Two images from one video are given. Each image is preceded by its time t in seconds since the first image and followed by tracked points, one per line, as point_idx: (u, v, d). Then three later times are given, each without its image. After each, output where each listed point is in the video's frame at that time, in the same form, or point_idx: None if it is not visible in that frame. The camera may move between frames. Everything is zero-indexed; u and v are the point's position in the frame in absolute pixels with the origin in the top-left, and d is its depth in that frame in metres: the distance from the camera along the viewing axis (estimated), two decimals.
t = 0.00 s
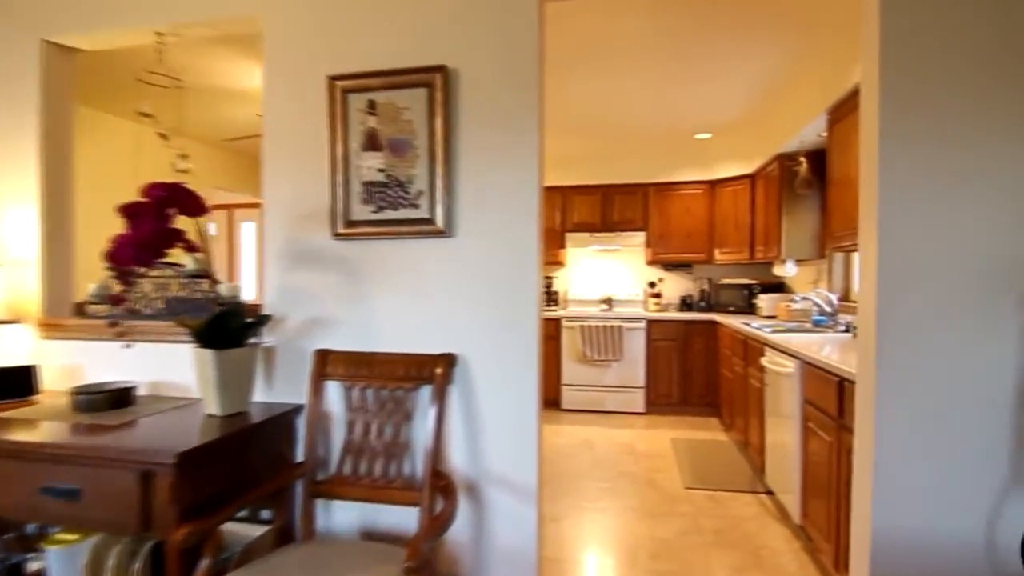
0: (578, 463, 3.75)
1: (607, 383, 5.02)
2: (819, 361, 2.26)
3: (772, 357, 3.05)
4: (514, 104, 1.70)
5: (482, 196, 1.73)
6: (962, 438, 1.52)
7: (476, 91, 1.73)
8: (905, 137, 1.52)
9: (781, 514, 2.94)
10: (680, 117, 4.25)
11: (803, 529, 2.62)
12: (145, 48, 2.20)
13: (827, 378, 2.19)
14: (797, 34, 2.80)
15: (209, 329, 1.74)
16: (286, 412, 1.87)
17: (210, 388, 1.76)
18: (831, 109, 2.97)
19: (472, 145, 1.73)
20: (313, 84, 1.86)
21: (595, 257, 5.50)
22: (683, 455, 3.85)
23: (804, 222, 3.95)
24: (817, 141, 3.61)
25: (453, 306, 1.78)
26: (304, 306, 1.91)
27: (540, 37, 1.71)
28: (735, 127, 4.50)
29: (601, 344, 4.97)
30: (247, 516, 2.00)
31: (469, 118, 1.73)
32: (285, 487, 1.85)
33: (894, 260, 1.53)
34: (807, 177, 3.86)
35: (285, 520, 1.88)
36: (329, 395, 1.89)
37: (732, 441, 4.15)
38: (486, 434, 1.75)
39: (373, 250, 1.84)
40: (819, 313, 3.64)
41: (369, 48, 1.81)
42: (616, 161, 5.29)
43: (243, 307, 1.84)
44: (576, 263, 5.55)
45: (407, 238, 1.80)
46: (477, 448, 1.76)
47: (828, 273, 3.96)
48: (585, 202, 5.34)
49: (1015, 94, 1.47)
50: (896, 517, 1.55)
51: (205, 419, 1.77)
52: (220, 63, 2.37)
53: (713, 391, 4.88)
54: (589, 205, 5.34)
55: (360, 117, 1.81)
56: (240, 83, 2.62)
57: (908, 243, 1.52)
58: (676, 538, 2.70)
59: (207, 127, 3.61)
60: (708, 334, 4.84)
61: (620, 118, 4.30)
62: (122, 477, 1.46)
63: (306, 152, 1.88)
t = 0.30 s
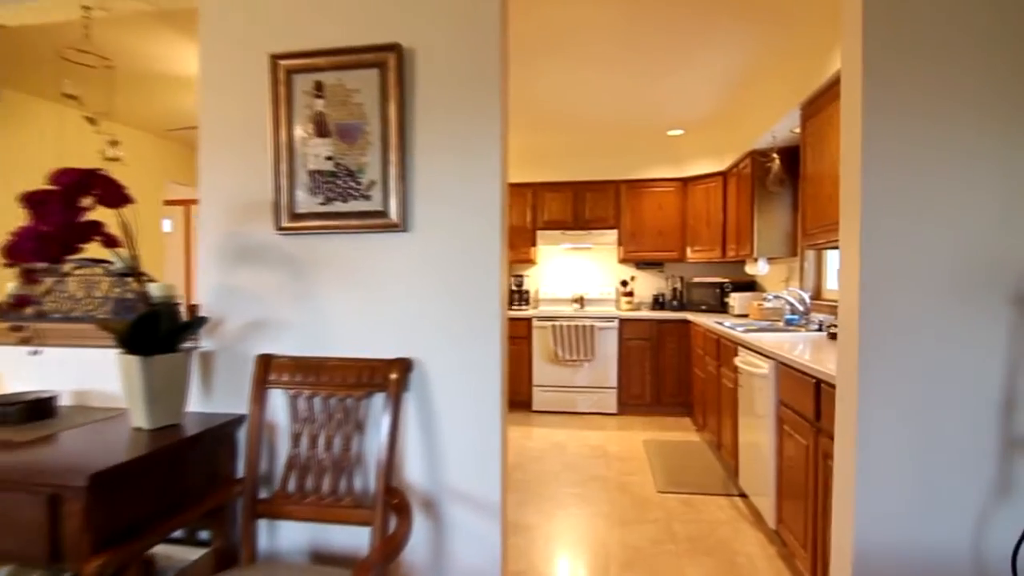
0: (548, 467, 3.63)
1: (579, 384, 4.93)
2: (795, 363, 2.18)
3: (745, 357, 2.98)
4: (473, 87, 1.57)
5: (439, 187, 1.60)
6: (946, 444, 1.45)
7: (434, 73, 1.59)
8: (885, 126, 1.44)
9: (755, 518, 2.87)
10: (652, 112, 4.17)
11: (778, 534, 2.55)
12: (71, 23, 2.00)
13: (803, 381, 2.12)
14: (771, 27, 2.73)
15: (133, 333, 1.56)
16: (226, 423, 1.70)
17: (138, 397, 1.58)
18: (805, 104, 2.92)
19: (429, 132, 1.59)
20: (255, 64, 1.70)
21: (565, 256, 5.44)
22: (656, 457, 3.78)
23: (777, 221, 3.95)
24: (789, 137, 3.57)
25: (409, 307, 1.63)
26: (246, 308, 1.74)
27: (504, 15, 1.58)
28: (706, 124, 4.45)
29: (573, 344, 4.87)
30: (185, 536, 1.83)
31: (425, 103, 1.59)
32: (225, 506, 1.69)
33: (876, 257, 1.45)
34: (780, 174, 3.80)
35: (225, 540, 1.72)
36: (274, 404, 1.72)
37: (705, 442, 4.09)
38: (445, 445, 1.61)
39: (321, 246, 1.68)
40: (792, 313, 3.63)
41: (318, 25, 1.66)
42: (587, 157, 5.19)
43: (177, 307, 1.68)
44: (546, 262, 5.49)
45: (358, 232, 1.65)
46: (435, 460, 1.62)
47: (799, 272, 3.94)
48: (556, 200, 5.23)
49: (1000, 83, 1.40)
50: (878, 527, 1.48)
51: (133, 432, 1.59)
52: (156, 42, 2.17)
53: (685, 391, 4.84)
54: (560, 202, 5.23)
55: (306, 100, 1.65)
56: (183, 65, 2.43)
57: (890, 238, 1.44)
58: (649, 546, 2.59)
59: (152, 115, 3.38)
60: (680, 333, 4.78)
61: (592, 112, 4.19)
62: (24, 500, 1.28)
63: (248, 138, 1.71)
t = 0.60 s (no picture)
0: (527, 475, 3.49)
1: (559, 387, 4.79)
2: (784, 366, 2.07)
3: (729, 359, 2.87)
4: (435, 64, 1.42)
5: (399, 176, 1.44)
6: (951, 454, 1.33)
7: (392, 51, 1.44)
8: (883, 109, 1.33)
9: (741, 526, 2.76)
10: (633, 106, 4.05)
11: (765, 545, 2.44)
12: None
13: (793, 385, 2.00)
14: (755, 13, 2.62)
15: (51, 338, 1.38)
16: (164, 438, 1.52)
17: (60, 412, 1.40)
18: (789, 96, 2.82)
19: (386, 115, 1.44)
20: (194, 41, 1.53)
21: (544, 255, 5.32)
22: (639, 463, 3.66)
23: (760, 219, 3.87)
24: (772, 132, 3.48)
25: (367, 309, 1.48)
26: (186, 311, 1.57)
27: None
28: (688, 120, 4.36)
29: (553, 346, 4.73)
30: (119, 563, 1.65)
31: (382, 83, 1.44)
32: (162, 531, 1.51)
33: (874, 252, 1.33)
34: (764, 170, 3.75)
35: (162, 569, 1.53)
36: (217, 418, 1.55)
37: (688, 446, 3.99)
38: (407, 461, 1.46)
39: (269, 242, 1.51)
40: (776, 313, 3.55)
41: None
42: (566, 153, 5.05)
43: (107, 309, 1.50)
44: (525, 262, 5.35)
45: (310, 227, 1.48)
46: (395, 478, 1.47)
47: (782, 271, 3.86)
48: (535, 198, 5.09)
49: (1005, 62, 1.29)
50: (878, 544, 1.36)
51: (56, 452, 1.40)
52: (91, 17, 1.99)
53: (667, 393, 4.73)
54: (539, 200, 5.09)
55: (249, 80, 1.49)
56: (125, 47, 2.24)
57: (889, 232, 1.33)
58: (632, 559, 2.46)
59: (99, 104, 3.17)
60: (662, 334, 4.68)
61: (571, 106, 4.06)
62: None
63: (188, 123, 1.54)
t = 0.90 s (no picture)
0: (509, 485, 3.33)
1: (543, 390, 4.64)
2: (780, 374, 1.94)
3: (720, 364, 2.74)
4: (395, 39, 1.25)
5: (355, 166, 1.28)
6: (970, 478, 1.20)
7: (346, 24, 1.26)
8: (897, 93, 1.19)
9: (733, 542, 2.64)
10: (619, 100, 3.91)
11: (759, 564, 2.34)
12: None
13: (791, 395, 1.88)
14: None
15: None
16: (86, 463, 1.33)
17: None
18: (783, 88, 2.68)
19: (340, 97, 1.27)
20: (121, 12, 1.35)
21: (529, 254, 5.16)
22: (625, 471, 3.52)
23: (750, 217, 3.76)
24: (762, 126, 3.36)
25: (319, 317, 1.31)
26: (114, 319, 1.39)
27: None
28: (675, 115, 4.23)
29: (536, 348, 4.58)
30: None
31: (335, 61, 1.27)
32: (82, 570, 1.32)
33: (887, 254, 1.20)
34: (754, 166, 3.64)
35: None
36: (148, 440, 1.37)
37: (676, 453, 3.87)
38: (362, 489, 1.30)
39: (208, 241, 1.34)
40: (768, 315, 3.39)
41: None
42: (550, 148, 4.89)
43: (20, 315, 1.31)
44: (508, 261, 5.20)
45: (254, 224, 1.31)
46: (348, 509, 1.30)
47: (773, 271, 3.75)
48: (518, 196, 4.93)
49: None
50: None
51: None
52: None
53: (654, 396, 4.61)
54: (522, 197, 4.93)
55: (184, 56, 1.31)
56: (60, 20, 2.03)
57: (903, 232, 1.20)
58: None
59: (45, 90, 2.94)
60: (648, 335, 4.56)
61: (555, 99, 3.91)
62: None
63: (115, 104, 1.36)
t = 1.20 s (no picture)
0: (490, 497, 3.17)
1: (528, 396, 4.49)
2: (777, 385, 1.82)
3: (711, 372, 2.61)
4: (349, 10, 1.10)
5: (305, 155, 1.12)
6: (998, 506, 1.08)
7: None
8: (914, 78, 1.07)
9: (725, 559, 2.51)
10: (606, 95, 3.77)
11: None
12: None
13: (790, 407, 1.76)
14: None
15: None
16: None
17: None
18: (778, 81, 2.57)
19: (286, 76, 1.12)
20: None
21: (512, 256, 5.02)
22: (611, 482, 3.39)
23: (739, 217, 3.65)
24: (753, 124, 3.25)
25: (263, 326, 1.15)
26: (28, 328, 1.22)
27: None
28: (663, 113, 4.11)
29: (519, 353, 4.44)
30: None
31: (281, 34, 1.11)
32: None
33: (905, 257, 1.07)
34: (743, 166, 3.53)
35: None
36: (66, 467, 1.19)
37: (664, 461, 3.75)
38: (310, 524, 1.13)
39: (135, 240, 1.18)
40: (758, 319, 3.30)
41: None
42: (535, 147, 4.75)
43: None
44: (492, 263, 5.05)
45: (190, 221, 1.15)
46: (295, 547, 1.14)
47: (763, 274, 3.65)
48: (501, 196, 4.78)
49: None
50: None
51: None
52: None
53: (641, 402, 4.48)
54: (505, 197, 4.78)
55: (106, 28, 1.14)
56: None
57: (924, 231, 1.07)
58: None
59: None
60: (635, 340, 4.44)
61: (540, 95, 3.78)
62: None
63: (28, 84, 1.19)
